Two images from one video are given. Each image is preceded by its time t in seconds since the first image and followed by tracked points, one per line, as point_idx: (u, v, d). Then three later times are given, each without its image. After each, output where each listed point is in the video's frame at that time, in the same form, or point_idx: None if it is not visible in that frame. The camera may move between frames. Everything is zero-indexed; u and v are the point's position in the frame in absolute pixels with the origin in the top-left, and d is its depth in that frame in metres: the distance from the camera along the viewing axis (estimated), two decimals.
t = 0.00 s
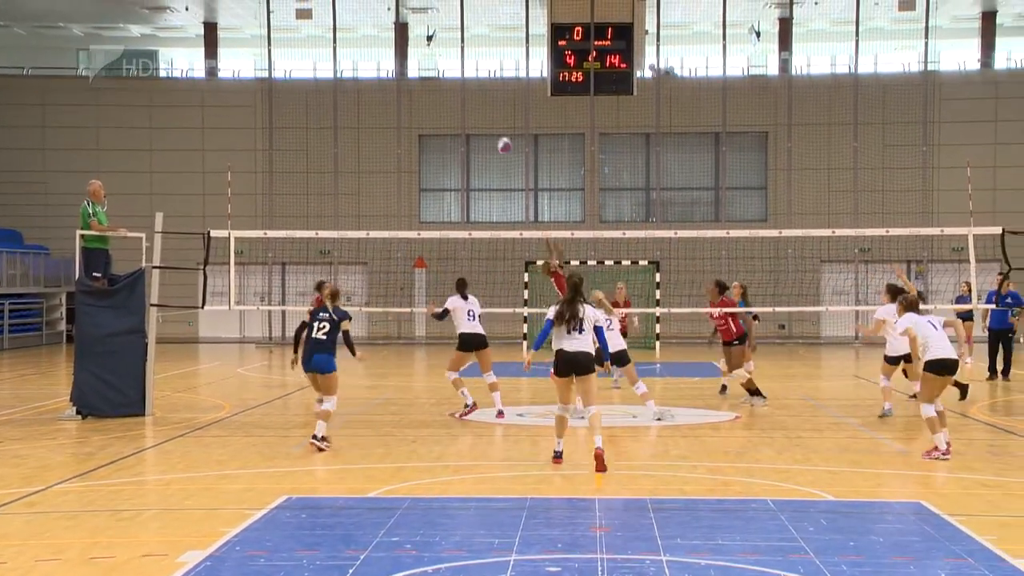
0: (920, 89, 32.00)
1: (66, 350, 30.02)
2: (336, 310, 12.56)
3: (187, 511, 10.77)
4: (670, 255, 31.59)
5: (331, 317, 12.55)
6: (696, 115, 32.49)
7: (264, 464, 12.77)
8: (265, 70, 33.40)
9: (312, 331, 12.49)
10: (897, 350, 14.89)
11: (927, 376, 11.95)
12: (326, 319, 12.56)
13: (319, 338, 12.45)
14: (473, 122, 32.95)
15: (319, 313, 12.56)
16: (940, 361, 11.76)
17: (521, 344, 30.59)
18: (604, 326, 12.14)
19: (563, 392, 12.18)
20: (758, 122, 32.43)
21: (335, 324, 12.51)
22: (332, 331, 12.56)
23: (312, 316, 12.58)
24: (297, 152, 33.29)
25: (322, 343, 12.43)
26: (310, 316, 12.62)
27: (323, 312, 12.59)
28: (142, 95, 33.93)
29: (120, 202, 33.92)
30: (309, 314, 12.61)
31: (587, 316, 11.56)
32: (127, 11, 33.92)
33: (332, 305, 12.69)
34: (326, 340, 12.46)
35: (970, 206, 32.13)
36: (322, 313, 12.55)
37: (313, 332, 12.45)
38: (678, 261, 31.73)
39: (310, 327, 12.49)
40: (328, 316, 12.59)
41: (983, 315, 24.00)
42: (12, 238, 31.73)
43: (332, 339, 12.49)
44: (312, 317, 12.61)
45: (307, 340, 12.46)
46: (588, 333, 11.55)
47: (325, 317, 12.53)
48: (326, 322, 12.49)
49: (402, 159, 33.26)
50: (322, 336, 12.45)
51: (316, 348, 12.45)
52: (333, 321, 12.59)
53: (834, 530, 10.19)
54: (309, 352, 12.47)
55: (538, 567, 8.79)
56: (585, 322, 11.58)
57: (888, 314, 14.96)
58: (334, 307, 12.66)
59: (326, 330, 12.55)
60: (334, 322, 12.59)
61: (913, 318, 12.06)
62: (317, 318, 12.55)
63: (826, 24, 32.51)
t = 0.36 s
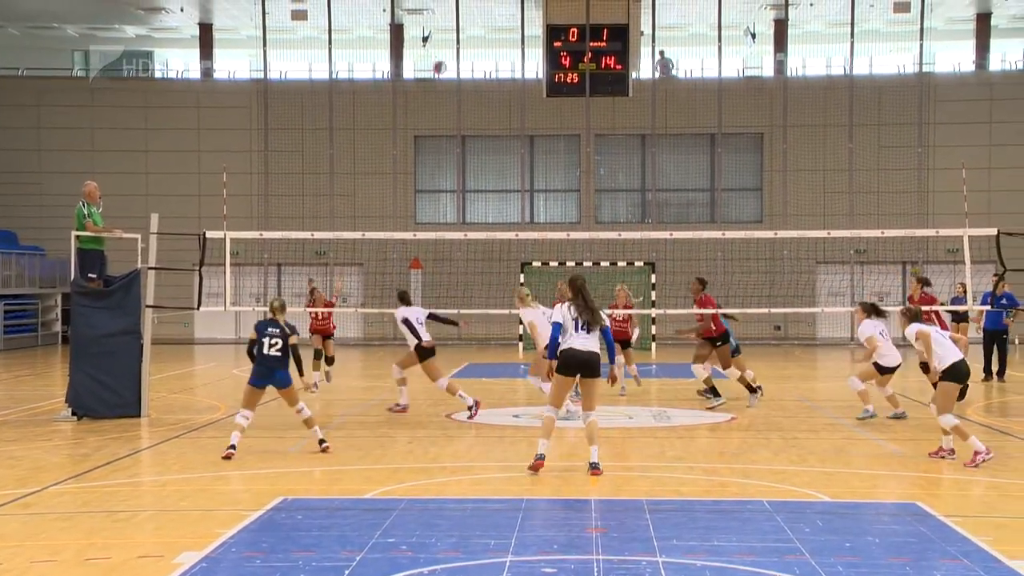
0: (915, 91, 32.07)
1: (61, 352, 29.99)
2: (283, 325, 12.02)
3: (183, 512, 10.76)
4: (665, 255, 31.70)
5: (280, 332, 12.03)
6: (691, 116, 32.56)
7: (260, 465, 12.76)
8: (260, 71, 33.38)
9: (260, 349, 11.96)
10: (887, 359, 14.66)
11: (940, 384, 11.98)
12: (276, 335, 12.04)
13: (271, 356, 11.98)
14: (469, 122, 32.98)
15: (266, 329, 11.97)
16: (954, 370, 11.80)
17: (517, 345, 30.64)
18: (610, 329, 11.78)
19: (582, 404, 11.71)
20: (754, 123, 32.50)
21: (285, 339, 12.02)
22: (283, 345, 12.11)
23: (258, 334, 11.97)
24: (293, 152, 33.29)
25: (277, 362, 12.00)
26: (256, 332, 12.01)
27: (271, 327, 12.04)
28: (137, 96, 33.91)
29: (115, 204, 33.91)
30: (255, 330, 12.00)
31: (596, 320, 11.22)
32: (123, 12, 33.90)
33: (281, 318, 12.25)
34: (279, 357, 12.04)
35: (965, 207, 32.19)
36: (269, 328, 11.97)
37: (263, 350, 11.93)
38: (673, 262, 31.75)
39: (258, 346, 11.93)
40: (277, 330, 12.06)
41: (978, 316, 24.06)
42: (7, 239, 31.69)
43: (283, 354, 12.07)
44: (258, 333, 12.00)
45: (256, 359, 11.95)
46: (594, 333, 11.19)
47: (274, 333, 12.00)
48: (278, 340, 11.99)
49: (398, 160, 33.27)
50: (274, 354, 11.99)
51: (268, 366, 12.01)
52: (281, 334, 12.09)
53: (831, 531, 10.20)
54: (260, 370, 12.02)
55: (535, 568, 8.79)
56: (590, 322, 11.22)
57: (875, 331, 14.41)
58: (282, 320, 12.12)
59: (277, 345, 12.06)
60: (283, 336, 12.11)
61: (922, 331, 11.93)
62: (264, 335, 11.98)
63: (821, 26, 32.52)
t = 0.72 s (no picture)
0: (915, 91, 32.05)
1: (61, 352, 30.00)
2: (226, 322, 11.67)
3: (183, 513, 10.76)
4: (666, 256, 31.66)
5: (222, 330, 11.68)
6: (691, 116, 32.56)
7: (260, 466, 12.75)
8: (260, 71, 33.40)
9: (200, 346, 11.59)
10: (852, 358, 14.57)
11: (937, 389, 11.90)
12: (219, 333, 11.69)
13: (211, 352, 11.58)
14: (469, 123, 32.97)
15: (208, 326, 11.64)
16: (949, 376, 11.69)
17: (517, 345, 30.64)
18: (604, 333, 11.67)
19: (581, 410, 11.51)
20: (754, 124, 32.50)
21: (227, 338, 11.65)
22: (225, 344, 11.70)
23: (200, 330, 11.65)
24: (293, 152, 33.26)
25: (215, 358, 11.58)
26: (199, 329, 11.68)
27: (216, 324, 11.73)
28: (137, 96, 33.90)
29: (116, 204, 33.92)
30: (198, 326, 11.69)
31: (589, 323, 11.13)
32: (123, 12, 33.92)
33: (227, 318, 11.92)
34: (219, 354, 11.62)
35: (965, 208, 32.16)
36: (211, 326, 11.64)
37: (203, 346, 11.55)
38: (673, 262, 31.76)
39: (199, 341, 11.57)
40: (221, 328, 11.73)
41: (978, 317, 24.05)
42: (6, 239, 31.70)
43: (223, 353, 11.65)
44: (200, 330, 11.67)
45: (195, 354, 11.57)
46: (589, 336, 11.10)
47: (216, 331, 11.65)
48: (220, 336, 11.64)
49: (398, 160, 33.25)
50: (214, 351, 11.59)
51: (207, 363, 11.59)
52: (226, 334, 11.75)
53: (831, 531, 10.19)
54: (200, 366, 11.61)
55: (535, 569, 8.80)
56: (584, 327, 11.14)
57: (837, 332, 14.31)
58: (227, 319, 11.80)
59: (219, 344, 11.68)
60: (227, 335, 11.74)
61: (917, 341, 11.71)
62: (206, 332, 11.64)
63: (821, 27, 32.50)
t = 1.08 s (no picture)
0: (914, 93, 32.00)
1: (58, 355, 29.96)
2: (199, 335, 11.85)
3: (181, 515, 10.76)
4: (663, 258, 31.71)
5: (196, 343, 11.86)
6: (689, 119, 32.60)
7: (258, 467, 12.78)
8: (258, 74, 33.43)
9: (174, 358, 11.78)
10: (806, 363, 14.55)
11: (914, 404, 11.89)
12: (194, 347, 11.86)
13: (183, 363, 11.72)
14: (466, 125, 32.98)
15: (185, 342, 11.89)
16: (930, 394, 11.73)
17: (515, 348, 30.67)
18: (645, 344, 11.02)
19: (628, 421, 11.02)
20: (752, 126, 32.48)
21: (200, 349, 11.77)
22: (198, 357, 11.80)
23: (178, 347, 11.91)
24: (290, 155, 33.27)
25: (185, 367, 11.67)
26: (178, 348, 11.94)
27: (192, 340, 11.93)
28: (134, 99, 33.87)
29: (114, 206, 33.90)
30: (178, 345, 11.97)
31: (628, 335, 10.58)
32: (120, 14, 33.90)
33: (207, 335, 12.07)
34: (190, 364, 11.69)
35: (962, 211, 32.18)
36: (187, 341, 11.88)
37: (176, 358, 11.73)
38: (671, 265, 31.79)
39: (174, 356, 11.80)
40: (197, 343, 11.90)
41: (975, 320, 24.08)
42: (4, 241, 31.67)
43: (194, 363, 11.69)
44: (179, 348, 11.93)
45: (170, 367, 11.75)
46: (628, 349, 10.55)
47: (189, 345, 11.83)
48: (193, 348, 11.81)
49: (396, 163, 33.23)
50: (185, 360, 11.71)
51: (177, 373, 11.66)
52: (201, 348, 11.90)
53: (829, 534, 10.20)
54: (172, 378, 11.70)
55: (533, 572, 8.79)
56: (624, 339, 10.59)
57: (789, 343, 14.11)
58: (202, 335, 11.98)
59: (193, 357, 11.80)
60: (201, 350, 11.87)
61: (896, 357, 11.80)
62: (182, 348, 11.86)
63: (819, 29, 32.52)
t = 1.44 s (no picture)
0: (893, 94, 32.15)
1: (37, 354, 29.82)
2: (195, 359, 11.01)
3: (160, 514, 10.72)
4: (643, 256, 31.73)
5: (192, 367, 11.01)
6: (671, 117, 32.64)
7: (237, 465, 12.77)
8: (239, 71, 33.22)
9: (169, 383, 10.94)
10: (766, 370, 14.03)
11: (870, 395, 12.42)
12: (190, 372, 11.03)
13: (182, 389, 10.92)
14: (448, 123, 32.96)
15: (178, 366, 11.01)
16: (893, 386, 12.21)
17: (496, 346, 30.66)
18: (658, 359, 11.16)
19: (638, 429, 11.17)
20: (734, 125, 32.50)
21: (197, 374, 10.97)
22: (196, 382, 11.03)
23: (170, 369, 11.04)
24: (272, 153, 33.24)
25: (187, 395, 10.91)
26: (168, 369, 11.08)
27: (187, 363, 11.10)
28: (114, 96, 33.74)
29: (95, 204, 33.80)
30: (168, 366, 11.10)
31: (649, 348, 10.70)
32: (101, 12, 33.80)
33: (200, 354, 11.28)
34: (191, 391, 10.94)
35: (942, 208, 32.32)
36: (181, 365, 11.01)
37: (173, 384, 10.90)
38: (653, 263, 31.80)
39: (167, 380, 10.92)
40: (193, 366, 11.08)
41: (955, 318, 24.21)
42: None
43: (193, 389, 10.94)
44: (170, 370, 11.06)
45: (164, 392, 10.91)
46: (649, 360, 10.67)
47: (185, 369, 10.99)
48: (190, 373, 10.99)
49: (377, 160, 33.16)
50: (184, 387, 10.92)
51: (176, 400, 10.88)
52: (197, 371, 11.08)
53: (807, 530, 10.19)
54: (170, 404, 10.92)
55: (511, 569, 8.78)
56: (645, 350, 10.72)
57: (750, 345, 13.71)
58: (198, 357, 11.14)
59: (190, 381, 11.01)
60: (198, 374, 11.07)
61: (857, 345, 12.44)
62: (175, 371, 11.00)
63: (801, 28, 33.33)
